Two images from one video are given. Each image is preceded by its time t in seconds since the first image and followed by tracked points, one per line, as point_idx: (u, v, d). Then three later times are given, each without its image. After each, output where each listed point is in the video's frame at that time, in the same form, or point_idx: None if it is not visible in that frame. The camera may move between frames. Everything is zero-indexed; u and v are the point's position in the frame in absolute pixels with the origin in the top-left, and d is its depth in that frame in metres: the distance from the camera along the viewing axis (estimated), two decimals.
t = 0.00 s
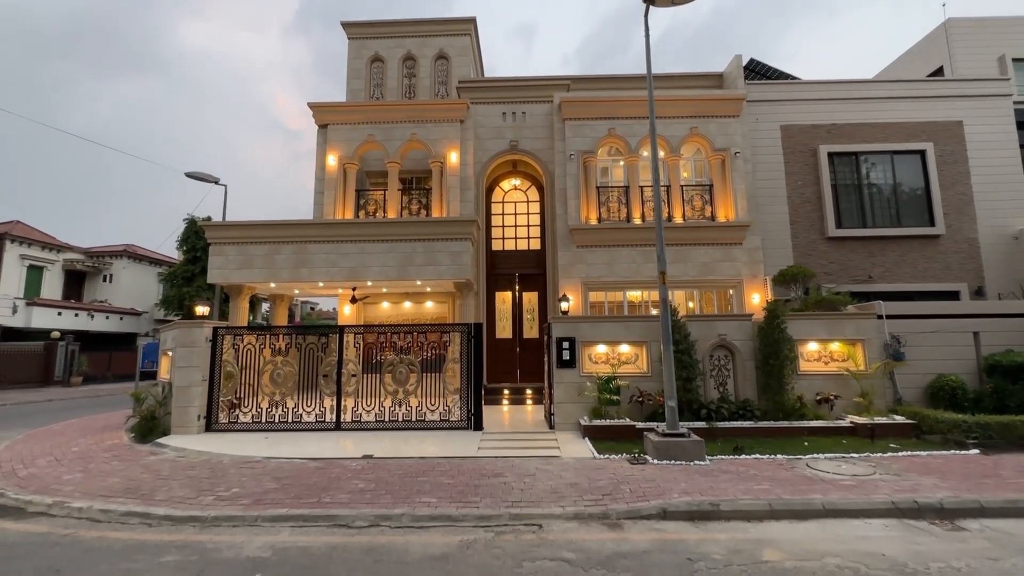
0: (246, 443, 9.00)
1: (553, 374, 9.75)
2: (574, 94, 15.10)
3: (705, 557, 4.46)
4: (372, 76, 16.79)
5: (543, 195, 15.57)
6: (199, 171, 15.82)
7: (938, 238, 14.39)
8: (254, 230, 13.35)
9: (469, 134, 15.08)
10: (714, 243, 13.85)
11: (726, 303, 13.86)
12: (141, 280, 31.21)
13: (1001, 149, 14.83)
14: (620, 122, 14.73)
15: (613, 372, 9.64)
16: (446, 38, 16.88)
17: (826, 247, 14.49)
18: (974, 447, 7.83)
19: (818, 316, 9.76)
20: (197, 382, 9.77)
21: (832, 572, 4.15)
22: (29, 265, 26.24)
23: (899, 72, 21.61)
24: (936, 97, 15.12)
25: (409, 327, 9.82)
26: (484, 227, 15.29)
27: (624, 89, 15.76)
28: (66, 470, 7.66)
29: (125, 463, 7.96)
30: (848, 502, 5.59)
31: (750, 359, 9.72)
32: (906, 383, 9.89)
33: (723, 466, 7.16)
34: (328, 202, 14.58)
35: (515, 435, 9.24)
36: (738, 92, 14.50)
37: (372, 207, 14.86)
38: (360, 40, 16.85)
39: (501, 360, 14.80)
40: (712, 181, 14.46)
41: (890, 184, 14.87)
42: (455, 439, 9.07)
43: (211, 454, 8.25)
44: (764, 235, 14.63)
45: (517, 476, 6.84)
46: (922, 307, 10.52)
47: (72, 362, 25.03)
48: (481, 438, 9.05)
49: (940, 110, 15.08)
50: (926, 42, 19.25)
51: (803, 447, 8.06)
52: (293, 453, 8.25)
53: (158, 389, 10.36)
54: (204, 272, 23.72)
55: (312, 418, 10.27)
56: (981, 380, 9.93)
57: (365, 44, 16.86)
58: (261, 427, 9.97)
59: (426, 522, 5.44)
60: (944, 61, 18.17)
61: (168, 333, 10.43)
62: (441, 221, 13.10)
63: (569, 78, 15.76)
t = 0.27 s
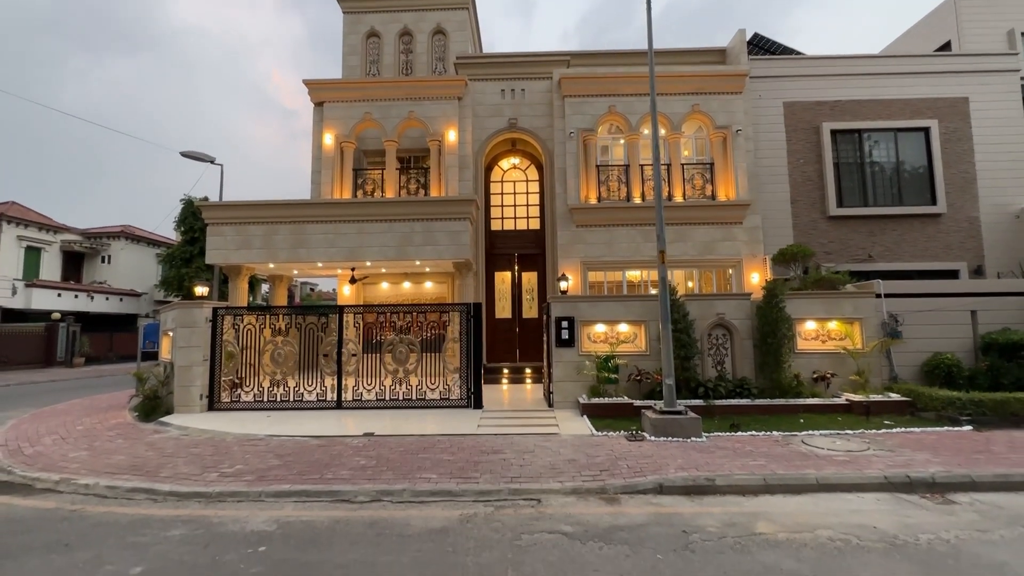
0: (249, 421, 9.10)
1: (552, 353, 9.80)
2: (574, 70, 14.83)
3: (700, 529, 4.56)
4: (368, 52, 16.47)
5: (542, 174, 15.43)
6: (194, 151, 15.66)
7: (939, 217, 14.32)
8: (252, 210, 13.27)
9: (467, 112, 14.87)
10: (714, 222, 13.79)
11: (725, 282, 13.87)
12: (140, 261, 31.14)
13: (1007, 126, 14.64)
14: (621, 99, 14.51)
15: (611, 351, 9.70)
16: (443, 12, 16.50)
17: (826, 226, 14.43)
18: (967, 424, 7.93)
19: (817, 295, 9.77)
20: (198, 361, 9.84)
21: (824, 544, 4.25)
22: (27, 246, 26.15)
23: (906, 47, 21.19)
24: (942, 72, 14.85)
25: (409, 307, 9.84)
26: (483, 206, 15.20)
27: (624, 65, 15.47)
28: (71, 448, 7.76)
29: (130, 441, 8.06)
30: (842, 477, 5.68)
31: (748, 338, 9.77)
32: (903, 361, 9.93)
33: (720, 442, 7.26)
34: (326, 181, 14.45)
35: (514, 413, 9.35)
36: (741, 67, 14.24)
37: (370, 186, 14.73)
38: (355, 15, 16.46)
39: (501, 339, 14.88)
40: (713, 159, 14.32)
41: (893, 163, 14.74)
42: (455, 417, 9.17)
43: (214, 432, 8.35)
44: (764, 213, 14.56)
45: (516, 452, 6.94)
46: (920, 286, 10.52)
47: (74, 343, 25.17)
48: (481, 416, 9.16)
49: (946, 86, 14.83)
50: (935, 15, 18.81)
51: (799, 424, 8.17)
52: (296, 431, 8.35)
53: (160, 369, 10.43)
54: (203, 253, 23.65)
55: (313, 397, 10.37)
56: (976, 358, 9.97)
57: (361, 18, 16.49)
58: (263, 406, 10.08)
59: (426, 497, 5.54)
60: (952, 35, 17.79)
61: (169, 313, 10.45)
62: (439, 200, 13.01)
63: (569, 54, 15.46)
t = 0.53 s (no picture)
0: (251, 401, 9.19)
1: (551, 333, 9.85)
2: (574, 47, 14.55)
3: (696, 504, 4.64)
4: (364, 28, 16.12)
5: (542, 154, 15.26)
6: (189, 130, 15.46)
7: (941, 196, 14.24)
8: (249, 190, 13.16)
9: (465, 89, 14.64)
10: (714, 202, 13.70)
11: (724, 262, 13.86)
12: (138, 243, 31.01)
13: (1012, 103, 14.43)
14: (622, 77, 14.27)
15: (610, 331, 9.73)
16: None
17: (827, 206, 14.36)
18: (961, 402, 8.02)
19: (815, 275, 9.78)
20: (199, 342, 9.88)
21: (817, 518, 4.34)
22: (23, 228, 26.00)
23: (913, 22, 20.75)
24: (949, 48, 14.58)
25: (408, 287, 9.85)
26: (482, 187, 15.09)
27: (625, 40, 15.17)
28: (75, 427, 7.85)
29: (133, 420, 8.14)
30: (836, 453, 5.77)
31: (746, 317, 9.80)
32: (900, 340, 9.97)
33: (717, 420, 7.35)
34: (323, 161, 14.31)
35: (513, 393, 9.43)
36: (744, 43, 13.96)
37: (368, 166, 14.59)
38: None
39: (500, 320, 14.93)
40: (714, 138, 14.16)
41: (896, 141, 14.59)
42: (455, 397, 9.25)
43: (216, 412, 8.44)
44: (765, 193, 14.47)
45: (515, 430, 7.02)
46: (919, 266, 10.49)
47: (74, 325, 25.25)
48: (480, 396, 9.24)
49: (953, 62, 14.57)
50: None
51: (795, 402, 8.26)
52: (297, 410, 8.44)
53: (161, 350, 10.49)
54: (200, 234, 23.54)
55: (314, 377, 10.44)
56: (973, 337, 9.97)
57: None
58: (264, 385, 10.16)
59: (427, 474, 5.63)
60: (960, 10, 17.43)
61: (168, 295, 10.45)
62: (438, 180, 12.90)
63: (569, 30, 15.14)
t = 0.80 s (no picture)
0: (251, 381, 9.25)
1: (549, 313, 9.87)
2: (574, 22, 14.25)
3: (690, 480, 4.71)
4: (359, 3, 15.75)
5: (540, 133, 15.08)
6: (182, 109, 15.24)
7: (942, 176, 14.13)
8: (245, 170, 13.04)
9: (463, 66, 14.37)
10: (715, 182, 13.60)
11: (724, 243, 13.82)
12: (135, 224, 30.84)
13: (1019, 81, 14.21)
14: (622, 53, 14.00)
15: (608, 311, 9.75)
16: None
17: (828, 186, 14.26)
18: (955, 380, 8.09)
19: (814, 255, 9.76)
20: (198, 323, 9.91)
21: (809, 493, 4.41)
22: (19, 210, 25.80)
23: None
24: (956, 23, 14.29)
25: (406, 268, 9.84)
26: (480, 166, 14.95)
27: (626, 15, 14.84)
28: (77, 407, 7.92)
29: (134, 400, 8.22)
30: (830, 431, 5.84)
31: (744, 298, 9.81)
32: (897, 320, 10.01)
33: (713, 399, 7.42)
34: (319, 140, 14.14)
35: (512, 372, 9.50)
36: (748, 19, 13.67)
37: (365, 146, 14.43)
38: None
39: (499, 300, 14.94)
40: (715, 116, 13.98)
41: (899, 120, 14.42)
42: (454, 376, 9.32)
43: (216, 391, 8.50)
44: (766, 173, 14.36)
45: (514, 409, 7.09)
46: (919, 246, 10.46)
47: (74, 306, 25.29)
48: (479, 375, 9.31)
49: (959, 38, 14.29)
50: None
51: (791, 381, 8.33)
52: (297, 390, 8.51)
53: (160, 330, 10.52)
54: (197, 215, 23.39)
55: (313, 357, 10.49)
56: (970, 317, 9.95)
57: None
58: (264, 365, 10.21)
59: (426, 451, 5.70)
60: None
61: (166, 276, 10.44)
62: (435, 160, 12.76)
63: (568, 5, 14.81)
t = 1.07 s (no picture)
0: (251, 363, 9.29)
1: (548, 296, 9.88)
2: None
3: (686, 459, 4.76)
4: None
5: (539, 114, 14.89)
6: (176, 89, 15.02)
7: (945, 158, 14.02)
8: (240, 152, 12.91)
9: (461, 45, 14.12)
10: (715, 164, 13.48)
11: (723, 225, 13.77)
12: (132, 207, 30.62)
13: None
14: (623, 32, 13.74)
15: (606, 294, 9.75)
16: None
17: (829, 168, 14.16)
18: (951, 362, 8.13)
19: (814, 237, 9.72)
20: (196, 306, 9.91)
21: (804, 471, 4.46)
22: (14, 193, 25.58)
23: None
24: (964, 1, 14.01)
25: (405, 251, 9.81)
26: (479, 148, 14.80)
27: None
28: (78, 389, 7.96)
29: (135, 382, 8.25)
30: (825, 411, 5.89)
31: (743, 280, 9.81)
32: (896, 303, 10.02)
33: (710, 380, 7.47)
34: (316, 121, 13.97)
35: (510, 355, 9.55)
36: None
37: (362, 127, 14.26)
38: None
39: (498, 283, 14.93)
40: (716, 97, 13.81)
41: (902, 101, 14.25)
42: (453, 359, 9.37)
43: (216, 373, 8.54)
44: (767, 155, 14.24)
45: (512, 391, 7.14)
46: (919, 228, 10.42)
47: (73, 290, 25.39)
48: (477, 358, 9.36)
49: (967, 16, 14.03)
50: None
51: (788, 363, 8.37)
52: (297, 372, 8.55)
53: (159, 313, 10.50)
54: (195, 199, 23.22)
55: (313, 340, 10.52)
56: (967, 299, 9.96)
57: None
58: (263, 348, 10.24)
59: (424, 431, 5.75)
60: None
61: (163, 259, 10.40)
62: (433, 141, 12.62)
63: None
